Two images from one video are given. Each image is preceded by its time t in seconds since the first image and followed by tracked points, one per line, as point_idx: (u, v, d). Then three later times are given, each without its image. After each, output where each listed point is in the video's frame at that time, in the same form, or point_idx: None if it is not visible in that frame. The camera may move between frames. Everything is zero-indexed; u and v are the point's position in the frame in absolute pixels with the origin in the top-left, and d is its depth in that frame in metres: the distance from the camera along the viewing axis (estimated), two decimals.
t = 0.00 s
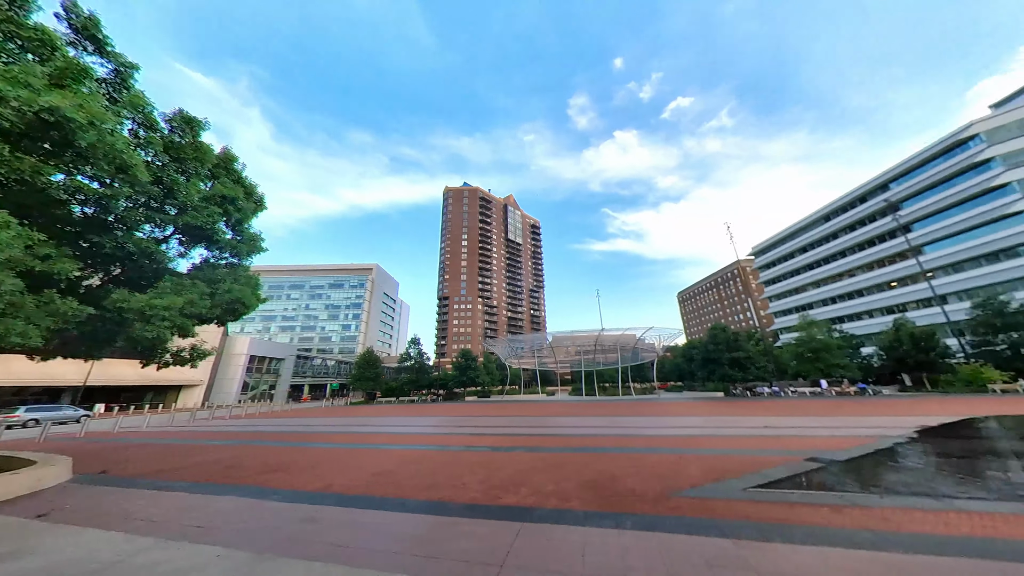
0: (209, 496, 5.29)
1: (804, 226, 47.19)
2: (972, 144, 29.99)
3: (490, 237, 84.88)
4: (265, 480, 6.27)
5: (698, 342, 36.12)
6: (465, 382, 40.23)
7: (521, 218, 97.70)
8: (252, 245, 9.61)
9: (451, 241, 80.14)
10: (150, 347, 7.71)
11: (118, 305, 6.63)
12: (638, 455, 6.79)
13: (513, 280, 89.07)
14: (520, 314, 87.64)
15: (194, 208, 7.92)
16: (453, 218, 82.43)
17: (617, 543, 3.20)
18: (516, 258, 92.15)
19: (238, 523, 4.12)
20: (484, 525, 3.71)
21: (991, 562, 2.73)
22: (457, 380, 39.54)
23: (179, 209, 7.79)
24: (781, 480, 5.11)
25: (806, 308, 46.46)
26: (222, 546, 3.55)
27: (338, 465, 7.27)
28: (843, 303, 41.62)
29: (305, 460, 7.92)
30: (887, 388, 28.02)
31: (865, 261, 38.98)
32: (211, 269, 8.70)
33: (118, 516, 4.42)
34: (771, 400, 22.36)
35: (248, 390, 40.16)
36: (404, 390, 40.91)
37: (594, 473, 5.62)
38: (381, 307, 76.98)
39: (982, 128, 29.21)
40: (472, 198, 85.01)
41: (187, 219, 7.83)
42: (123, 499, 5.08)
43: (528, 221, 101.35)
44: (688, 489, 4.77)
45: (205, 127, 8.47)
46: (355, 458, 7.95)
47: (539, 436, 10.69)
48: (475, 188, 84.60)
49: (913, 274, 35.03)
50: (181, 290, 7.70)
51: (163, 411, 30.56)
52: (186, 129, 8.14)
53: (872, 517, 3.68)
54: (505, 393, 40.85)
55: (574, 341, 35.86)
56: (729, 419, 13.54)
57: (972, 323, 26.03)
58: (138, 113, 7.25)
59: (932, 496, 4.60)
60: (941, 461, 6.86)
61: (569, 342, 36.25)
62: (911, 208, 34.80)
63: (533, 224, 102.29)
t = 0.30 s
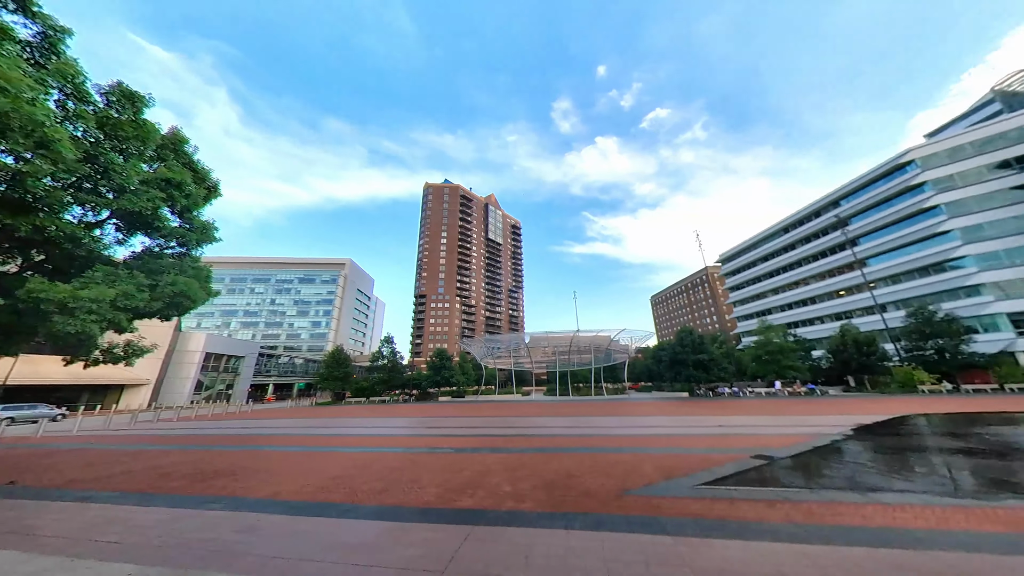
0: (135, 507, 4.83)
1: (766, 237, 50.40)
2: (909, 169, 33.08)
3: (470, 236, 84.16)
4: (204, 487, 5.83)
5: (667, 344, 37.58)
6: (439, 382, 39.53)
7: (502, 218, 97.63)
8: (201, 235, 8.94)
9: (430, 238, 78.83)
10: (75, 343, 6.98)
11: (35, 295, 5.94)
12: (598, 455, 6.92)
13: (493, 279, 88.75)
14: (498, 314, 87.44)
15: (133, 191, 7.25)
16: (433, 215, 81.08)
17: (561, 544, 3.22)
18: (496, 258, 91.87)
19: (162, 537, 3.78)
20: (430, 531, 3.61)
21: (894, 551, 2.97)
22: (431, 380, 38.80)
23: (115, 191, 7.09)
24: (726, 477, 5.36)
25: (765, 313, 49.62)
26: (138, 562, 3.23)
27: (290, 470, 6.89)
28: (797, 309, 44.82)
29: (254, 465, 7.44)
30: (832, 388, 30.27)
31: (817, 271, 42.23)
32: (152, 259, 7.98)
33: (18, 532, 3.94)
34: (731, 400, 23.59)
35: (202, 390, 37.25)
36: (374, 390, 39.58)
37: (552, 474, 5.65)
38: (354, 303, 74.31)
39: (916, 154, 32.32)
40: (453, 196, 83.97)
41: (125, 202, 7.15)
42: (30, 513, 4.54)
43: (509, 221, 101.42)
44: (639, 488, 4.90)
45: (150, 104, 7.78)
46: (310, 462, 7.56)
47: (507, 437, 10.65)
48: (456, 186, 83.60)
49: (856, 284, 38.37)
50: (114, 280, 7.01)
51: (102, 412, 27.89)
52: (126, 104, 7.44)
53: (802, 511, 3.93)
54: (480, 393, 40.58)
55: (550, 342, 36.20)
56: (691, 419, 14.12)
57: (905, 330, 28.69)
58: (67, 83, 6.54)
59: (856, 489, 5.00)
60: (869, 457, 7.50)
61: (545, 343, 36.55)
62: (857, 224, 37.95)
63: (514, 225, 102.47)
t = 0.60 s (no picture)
0: (46, 520, 4.35)
1: (731, 244, 53.47)
2: (856, 186, 36.16)
3: (449, 233, 83.10)
4: (133, 496, 5.34)
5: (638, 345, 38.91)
6: (412, 382, 38.79)
7: (483, 217, 97.12)
8: (142, 222, 8.25)
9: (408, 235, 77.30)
10: None
11: None
12: (559, 453, 7.00)
13: (472, 278, 88.08)
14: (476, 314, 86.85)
15: (55, 171, 6.52)
16: (411, 211, 79.41)
17: (508, 543, 3.21)
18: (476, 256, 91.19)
19: (69, 553, 3.41)
20: (375, 536, 3.49)
21: (811, 538, 3.21)
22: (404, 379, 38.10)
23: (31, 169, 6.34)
24: (676, 472, 5.61)
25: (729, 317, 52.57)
26: None
27: (237, 475, 6.47)
28: (757, 313, 47.85)
29: (197, 470, 6.93)
30: (785, 388, 32.46)
31: (775, 278, 45.29)
32: (80, 245, 7.27)
33: None
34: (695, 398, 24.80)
35: (150, 390, 34.10)
36: (342, 390, 37.85)
37: (512, 473, 5.65)
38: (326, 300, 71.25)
39: (863, 173, 35.35)
40: (433, 192, 82.66)
41: (44, 183, 6.41)
42: None
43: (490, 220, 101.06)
44: (593, 485, 5.00)
45: (81, 75, 7.03)
46: (261, 466, 7.15)
47: (474, 436, 10.58)
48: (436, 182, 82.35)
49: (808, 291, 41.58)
50: (30, 269, 6.30)
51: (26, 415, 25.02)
52: (50, 74, 6.69)
53: (735, 503, 4.18)
54: (454, 392, 40.14)
55: (525, 341, 36.47)
56: (655, 417, 14.69)
57: (849, 334, 31.31)
58: None
59: (792, 481, 5.36)
60: (809, 450, 8.11)
61: (521, 342, 36.76)
62: (811, 235, 40.99)
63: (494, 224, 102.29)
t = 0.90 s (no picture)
0: None
1: (700, 251, 56.13)
2: (812, 201, 38.97)
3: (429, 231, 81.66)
4: (48, 508, 4.82)
5: (611, 346, 39.92)
6: (385, 382, 37.74)
7: (464, 215, 96.26)
8: (72, 205, 7.60)
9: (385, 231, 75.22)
10: None
11: None
12: (522, 454, 7.02)
13: (451, 277, 86.96)
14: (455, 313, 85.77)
15: None
16: (390, 206, 77.35)
17: (454, 547, 3.16)
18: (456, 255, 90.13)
19: None
20: (314, 546, 3.31)
21: (746, 532, 3.38)
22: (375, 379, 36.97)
23: None
24: (632, 470, 5.75)
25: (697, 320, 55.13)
26: None
27: (175, 483, 5.99)
28: (723, 317, 50.51)
29: (129, 479, 6.36)
30: (746, 388, 34.40)
31: (739, 284, 47.97)
32: None
33: None
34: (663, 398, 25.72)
35: (89, 390, 31.02)
36: (309, 390, 36.27)
37: (472, 475, 5.59)
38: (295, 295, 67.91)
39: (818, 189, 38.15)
40: (413, 187, 80.96)
41: None
42: None
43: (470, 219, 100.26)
44: (551, 486, 5.03)
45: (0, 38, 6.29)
46: (205, 472, 6.67)
47: (441, 437, 10.44)
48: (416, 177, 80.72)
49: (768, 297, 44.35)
50: None
51: None
52: None
53: (682, 500, 4.34)
54: (428, 392, 39.44)
55: (501, 341, 36.43)
56: (623, 416, 15.12)
57: (802, 338, 33.70)
58: None
59: (737, 477, 5.64)
60: (758, 447, 8.59)
61: (497, 342, 36.67)
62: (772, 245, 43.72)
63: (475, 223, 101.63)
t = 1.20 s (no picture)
0: None
1: (673, 256, 58.42)
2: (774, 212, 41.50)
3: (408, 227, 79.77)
4: None
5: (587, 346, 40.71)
6: (356, 381, 36.47)
7: (444, 212, 94.85)
8: None
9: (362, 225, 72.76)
10: None
11: None
12: (488, 454, 6.93)
13: (430, 274, 85.39)
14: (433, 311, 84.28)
15: None
16: (367, 200, 74.85)
17: (400, 553, 3.03)
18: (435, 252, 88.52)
19: None
20: (246, 558, 3.05)
21: (693, 527, 3.47)
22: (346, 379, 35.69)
23: None
24: (594, 468, 5.82)
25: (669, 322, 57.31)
26: None
27: (101, 491, 5.43)
28: (692, 320, 52.78)
29: (48, 488, 5.71)
30: (711, 387, 36.06)
31: (708, 288, 50.33)
32: None
33: None
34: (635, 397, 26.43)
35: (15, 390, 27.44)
36: (273, 391, 34.28)
37: (432, 476, 5.44)
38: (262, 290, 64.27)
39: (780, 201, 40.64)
40: (392, 182, 78.78)
41: None
42: None
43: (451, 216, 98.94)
44: (512, 485, 4.99)
45: None
46: (139, 479, 6.10)
47: (410, 438, 10.16)
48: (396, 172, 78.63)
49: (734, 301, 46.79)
50: None
51: None
52: None
53: (637, 496, 4.41)
54: (402, 392, 38.44)
55: (478, 341, 36.15)
56: (594, 415, 15.39)
57: (763, 340, 35.84)
58: None
59: (693, 472, 5.84)
60: (717, 443, 8.96)
61: (474, 341, 36.33)
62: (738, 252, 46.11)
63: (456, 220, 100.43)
